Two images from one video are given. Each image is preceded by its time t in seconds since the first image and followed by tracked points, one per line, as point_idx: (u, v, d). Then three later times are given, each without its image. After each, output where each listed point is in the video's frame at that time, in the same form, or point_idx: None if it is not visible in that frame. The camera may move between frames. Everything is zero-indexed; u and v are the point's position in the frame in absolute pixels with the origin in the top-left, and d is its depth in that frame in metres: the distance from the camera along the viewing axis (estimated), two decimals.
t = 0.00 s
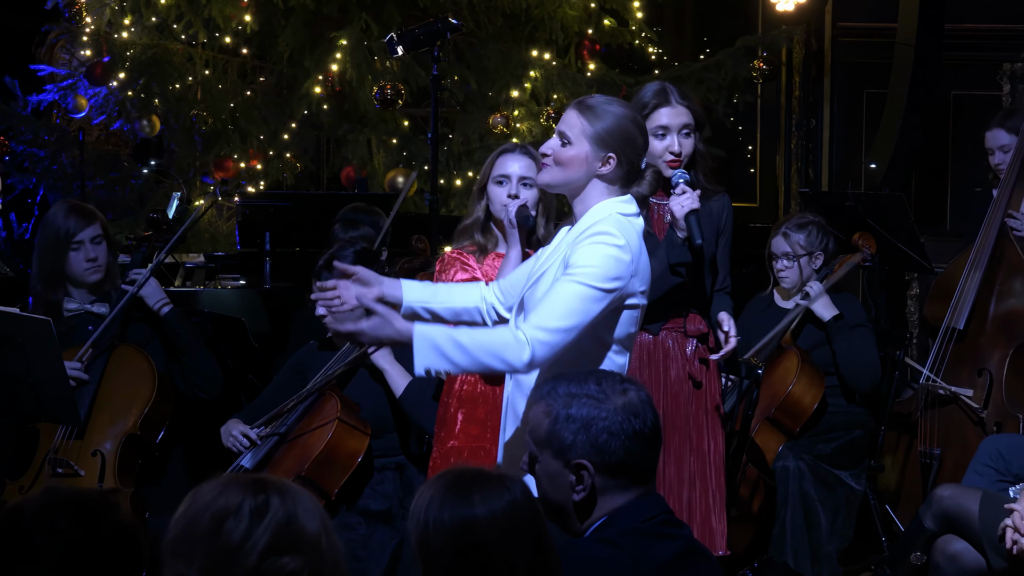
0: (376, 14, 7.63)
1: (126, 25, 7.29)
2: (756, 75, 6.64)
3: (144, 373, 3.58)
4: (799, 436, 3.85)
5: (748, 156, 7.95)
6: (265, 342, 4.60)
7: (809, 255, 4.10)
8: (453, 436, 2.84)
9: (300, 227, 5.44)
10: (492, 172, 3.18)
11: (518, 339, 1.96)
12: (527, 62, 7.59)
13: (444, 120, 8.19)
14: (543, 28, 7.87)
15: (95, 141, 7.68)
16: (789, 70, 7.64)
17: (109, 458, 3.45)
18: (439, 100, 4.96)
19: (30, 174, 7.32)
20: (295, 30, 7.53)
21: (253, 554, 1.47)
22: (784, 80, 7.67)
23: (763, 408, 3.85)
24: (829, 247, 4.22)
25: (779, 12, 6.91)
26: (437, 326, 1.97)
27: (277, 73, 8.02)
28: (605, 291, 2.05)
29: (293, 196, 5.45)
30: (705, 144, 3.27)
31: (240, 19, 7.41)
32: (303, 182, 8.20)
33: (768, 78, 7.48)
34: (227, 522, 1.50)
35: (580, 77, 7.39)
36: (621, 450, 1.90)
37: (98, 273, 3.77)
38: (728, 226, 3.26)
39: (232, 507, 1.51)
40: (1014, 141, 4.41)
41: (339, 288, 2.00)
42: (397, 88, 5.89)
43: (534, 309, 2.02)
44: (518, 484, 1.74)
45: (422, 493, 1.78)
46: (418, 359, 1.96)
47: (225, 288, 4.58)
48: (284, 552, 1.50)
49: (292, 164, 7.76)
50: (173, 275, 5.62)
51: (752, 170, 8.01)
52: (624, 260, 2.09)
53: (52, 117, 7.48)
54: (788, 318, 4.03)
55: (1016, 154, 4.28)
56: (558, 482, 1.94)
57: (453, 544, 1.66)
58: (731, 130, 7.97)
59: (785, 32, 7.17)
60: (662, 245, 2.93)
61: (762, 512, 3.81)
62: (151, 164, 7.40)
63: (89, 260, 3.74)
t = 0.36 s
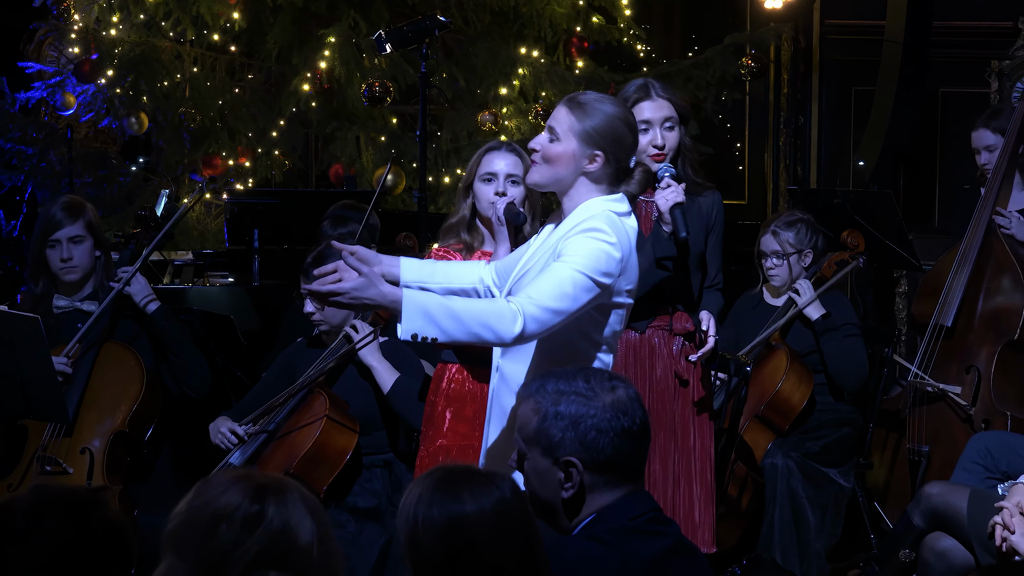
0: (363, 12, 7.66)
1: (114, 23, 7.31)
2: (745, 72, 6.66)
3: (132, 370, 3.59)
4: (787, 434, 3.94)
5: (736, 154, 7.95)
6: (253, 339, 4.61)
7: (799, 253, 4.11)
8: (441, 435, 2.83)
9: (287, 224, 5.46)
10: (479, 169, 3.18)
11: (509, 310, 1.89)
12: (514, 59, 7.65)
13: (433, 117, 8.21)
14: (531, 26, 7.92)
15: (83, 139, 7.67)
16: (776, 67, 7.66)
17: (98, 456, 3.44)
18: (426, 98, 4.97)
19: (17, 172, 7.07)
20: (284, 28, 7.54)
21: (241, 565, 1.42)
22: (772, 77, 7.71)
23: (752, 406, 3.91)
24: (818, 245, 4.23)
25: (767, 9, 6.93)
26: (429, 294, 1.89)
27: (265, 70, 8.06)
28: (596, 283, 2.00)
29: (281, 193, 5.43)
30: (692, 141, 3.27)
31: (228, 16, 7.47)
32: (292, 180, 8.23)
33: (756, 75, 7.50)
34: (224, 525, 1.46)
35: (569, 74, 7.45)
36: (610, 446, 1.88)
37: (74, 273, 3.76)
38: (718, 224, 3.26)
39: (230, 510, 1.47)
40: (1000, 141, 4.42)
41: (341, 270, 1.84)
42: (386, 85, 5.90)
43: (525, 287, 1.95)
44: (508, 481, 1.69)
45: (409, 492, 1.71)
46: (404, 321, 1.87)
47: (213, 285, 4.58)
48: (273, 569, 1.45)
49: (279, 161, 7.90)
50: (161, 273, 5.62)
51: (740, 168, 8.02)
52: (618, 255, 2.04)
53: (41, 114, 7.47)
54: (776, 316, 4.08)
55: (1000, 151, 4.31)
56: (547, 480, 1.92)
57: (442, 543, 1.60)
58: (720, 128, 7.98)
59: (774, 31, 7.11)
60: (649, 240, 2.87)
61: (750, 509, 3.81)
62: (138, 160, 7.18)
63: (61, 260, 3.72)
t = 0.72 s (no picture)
0: (362, 9, 7.68)
1: (112, 19, 7.45)
2: (743, 68, 6.68)
3: (132, 367, 3.59)
4: (785, 431, 3.96)
5: (735, 151, 7.98)
6: (252, 334, 4.62)
7: (797, 250, 4.13)
8: (439, 432, 2.83)
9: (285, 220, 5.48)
10: (475, 167, 3.17)
11: (501, 300, 1.88)
12: (513, 56, 7.67)
13: (432, 114, 8.22)
14: (530, 23, 7.93)
15: (82, 136, 7.69)
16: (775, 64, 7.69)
17: (96, 453, 3.44)
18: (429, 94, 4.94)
19: (16, 169, 7.04)
20: (282, 25, 7.54)
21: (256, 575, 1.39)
22: (770, 74, 7.74)
23: (751, 403, 3.91)
24: (817, 242, 4.23)
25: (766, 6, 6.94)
26: (418, 287, 1.87)
27: (264, 67, 8.10)
28: (575, 274, 2.02)
29: (280, 190, 5.45)
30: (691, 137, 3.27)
31: (227, 13, 7.56)
32: (292, 177, 8.26)
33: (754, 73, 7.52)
34: (237, 532, 1.42)
35: (567, 71, 7.48)
36: (599, 445, 1.88)
37: (74, 271, 3.77)
38: (717, 221, 3.25)
39: (244, 516, 1.43)
40: (1000, 138, 4.42)
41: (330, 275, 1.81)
42: (384, 82, 5.90)
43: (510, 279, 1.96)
44: (503, 478, 1.69)
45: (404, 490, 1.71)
46: (397, 314, 1.85)
47: (212, 281, 4.59)
48: None
49: (277, 157, 7.90)
50: (161, 270, 5.64)
51: (739, 164, 8.04)
52: (595, 247, 2.07)
53: (40, 112, 7.48)
54: (779, 315, 4.07)
55: (1000, 147, 4.30)
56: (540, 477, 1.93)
57: (438, 541, 1.60)
58: (720, 124, 8.00)
59: (772, 27, 7.23)
60: (638, 236, 2.94)
61: (749, 508, 3.81)
62: (137, 157, 7.33)
63: (63, 257, 3.74)
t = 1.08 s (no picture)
0: (363, 10, 7.69)
1: (112, 21, 7.41)
2: (743, 69, 6.68)
3: (134, 369, 3.59)
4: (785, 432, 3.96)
5: (735, 152, 7.97)
6: (252, 336, 4.62)
7: (797, 252, 4.11)
8: (438, 434, 2.84)
9: (284, 221, 5.49)
10: (474, 167, 3.16)
11: (497, 293, 1.87)
12: (513, 57, 7.67)
13: (431, 115, 8.22)
14: (530, 24, 7.94)
15: (82, 137, 7.69)
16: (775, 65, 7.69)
17: (98, 454, 3.44)
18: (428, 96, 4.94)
19: (16, 170, 7.00)
20: (282, 26, 7.54)
21: None
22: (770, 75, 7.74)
23: (751, 403, 3.91)
24: (817, 243, 4.24)
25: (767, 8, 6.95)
26: (415, 277, 1.85)
27: (264, 68, 8.09)
28: (568, 268, 2.03)
29: (280, 191, 5.45)
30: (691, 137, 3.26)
31: (227, 14, 7.57)
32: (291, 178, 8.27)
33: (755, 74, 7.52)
34: (264, 547, 1.41)
35: (567, 72, 7.50)
36: (588, 439, 1.88)
37: (77, 272, 3.76)
38: (719, 223, 3.25)
39: (270, 528, 1.41)
40: (999, 139, 4.42)
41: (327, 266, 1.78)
42: (384, 83, 5.91)
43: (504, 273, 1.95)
44: (502, 480, 1.69)
45: (404, 492, 1.71)
46: (394, 303, 1.83)
47: (212, 283, 4.60)
48: None
49: (277, 159, 7.90)
50: (161, 271, 5.63)
51: (739, 165, 8.03)
52: (588, 240, 2.09)
53: (40, 113, 7.46)
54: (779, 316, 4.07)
55: (999, 149, 4.30)
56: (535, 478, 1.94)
57: (440, 542, 1.59)
58: (719, 126, 7.99)
59: (772, 28, 7.23)
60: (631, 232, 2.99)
61: (750, 510, 3.82)
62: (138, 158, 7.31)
63: (66, 258, 3.74)
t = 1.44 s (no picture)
0: (361, 12, 7.70)
1: (110, 23, 7.39)
2: (743, 72, 6.67)
3: (134, 371, 3.59)
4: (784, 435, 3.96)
5: (733, 154, 7.98)
6: (251, 339, 4.63)
7: (797, 254, 4.11)
8: (436, 438, 2.83)
9: (282, 224, 5.49)
10: (470, 169, 3.15)
11: (492, 313, 1.90)
12: (512, 60, 7.68)
13: (430, 118, 8.23)
14: (528, 26, 7.95)
15: (81, 139, 7.70)
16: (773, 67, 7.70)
17: (97, 457, 3.44)
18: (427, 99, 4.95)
19: (15, 172, 7.04)
20: (281, 28, 7.53)
21: None
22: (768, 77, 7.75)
23: (750, 405, 3.90)
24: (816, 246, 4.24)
25: (766, 10, 6.95)
26: (410, 298, 1.87)
27: (263, 70, 8.10)
28: (568, 278, 2.04)
29: (279, 193, 5.46)
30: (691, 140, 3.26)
31: (226, 16, 7.52)
32: (289, 180, 8.28)
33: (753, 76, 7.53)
34: (279, 548, 1.41)
35: (566, 74, 7.52)
36: (587, 438, 1.89)
37: (78, 275, 3.76)
38: (718, 228, 3.23)
39: (286, 530, 1.42)
40: (997, 141, 4.41)
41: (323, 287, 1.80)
42: (383, 86, 5.92)
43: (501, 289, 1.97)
44: (503, 482, 1.68)
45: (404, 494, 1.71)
46: (389, 326, 1.85)
47: (211, 285, 4.61)
48: None
49: (276, 161, 7.92)
50: (159, 274, 5.63)
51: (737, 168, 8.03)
52: (591, 246, 2.08)
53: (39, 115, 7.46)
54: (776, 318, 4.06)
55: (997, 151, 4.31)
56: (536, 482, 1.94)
57: (440, 544, 1.59)
58: (717, 128, 8.00)
59: (771, 31, 7.12)
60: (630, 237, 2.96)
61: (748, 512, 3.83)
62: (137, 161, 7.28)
63: (68, 260, 3.74)
